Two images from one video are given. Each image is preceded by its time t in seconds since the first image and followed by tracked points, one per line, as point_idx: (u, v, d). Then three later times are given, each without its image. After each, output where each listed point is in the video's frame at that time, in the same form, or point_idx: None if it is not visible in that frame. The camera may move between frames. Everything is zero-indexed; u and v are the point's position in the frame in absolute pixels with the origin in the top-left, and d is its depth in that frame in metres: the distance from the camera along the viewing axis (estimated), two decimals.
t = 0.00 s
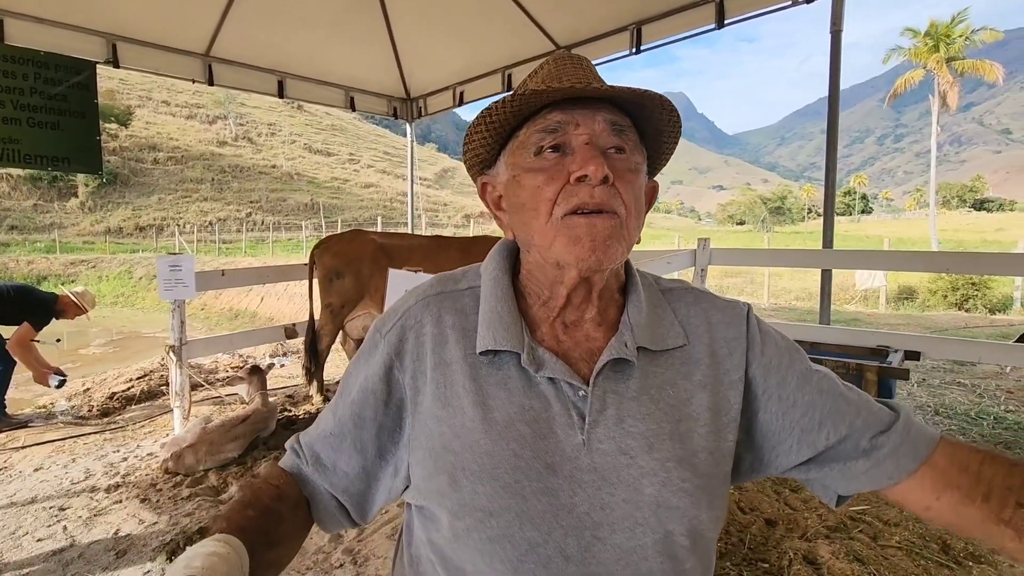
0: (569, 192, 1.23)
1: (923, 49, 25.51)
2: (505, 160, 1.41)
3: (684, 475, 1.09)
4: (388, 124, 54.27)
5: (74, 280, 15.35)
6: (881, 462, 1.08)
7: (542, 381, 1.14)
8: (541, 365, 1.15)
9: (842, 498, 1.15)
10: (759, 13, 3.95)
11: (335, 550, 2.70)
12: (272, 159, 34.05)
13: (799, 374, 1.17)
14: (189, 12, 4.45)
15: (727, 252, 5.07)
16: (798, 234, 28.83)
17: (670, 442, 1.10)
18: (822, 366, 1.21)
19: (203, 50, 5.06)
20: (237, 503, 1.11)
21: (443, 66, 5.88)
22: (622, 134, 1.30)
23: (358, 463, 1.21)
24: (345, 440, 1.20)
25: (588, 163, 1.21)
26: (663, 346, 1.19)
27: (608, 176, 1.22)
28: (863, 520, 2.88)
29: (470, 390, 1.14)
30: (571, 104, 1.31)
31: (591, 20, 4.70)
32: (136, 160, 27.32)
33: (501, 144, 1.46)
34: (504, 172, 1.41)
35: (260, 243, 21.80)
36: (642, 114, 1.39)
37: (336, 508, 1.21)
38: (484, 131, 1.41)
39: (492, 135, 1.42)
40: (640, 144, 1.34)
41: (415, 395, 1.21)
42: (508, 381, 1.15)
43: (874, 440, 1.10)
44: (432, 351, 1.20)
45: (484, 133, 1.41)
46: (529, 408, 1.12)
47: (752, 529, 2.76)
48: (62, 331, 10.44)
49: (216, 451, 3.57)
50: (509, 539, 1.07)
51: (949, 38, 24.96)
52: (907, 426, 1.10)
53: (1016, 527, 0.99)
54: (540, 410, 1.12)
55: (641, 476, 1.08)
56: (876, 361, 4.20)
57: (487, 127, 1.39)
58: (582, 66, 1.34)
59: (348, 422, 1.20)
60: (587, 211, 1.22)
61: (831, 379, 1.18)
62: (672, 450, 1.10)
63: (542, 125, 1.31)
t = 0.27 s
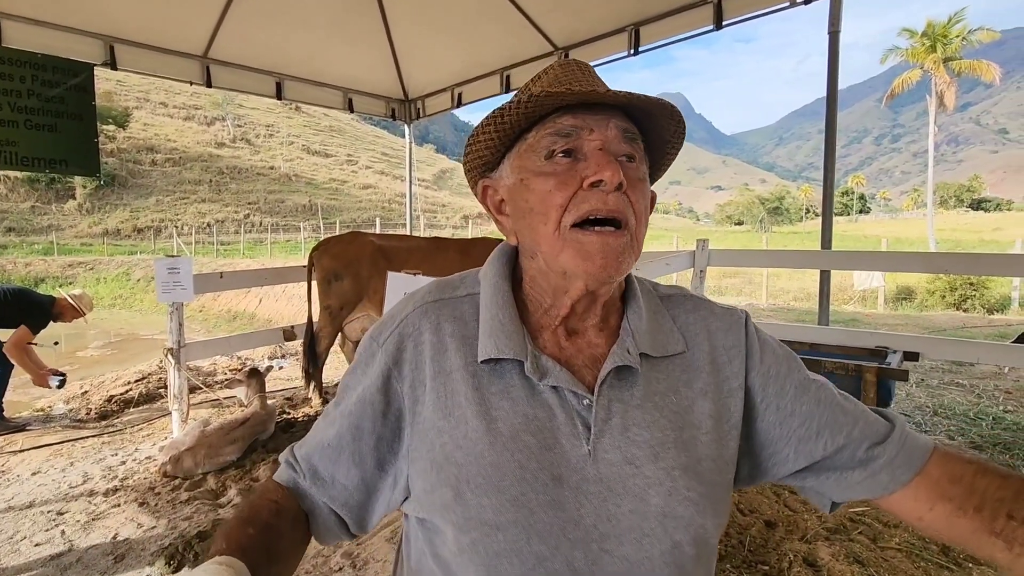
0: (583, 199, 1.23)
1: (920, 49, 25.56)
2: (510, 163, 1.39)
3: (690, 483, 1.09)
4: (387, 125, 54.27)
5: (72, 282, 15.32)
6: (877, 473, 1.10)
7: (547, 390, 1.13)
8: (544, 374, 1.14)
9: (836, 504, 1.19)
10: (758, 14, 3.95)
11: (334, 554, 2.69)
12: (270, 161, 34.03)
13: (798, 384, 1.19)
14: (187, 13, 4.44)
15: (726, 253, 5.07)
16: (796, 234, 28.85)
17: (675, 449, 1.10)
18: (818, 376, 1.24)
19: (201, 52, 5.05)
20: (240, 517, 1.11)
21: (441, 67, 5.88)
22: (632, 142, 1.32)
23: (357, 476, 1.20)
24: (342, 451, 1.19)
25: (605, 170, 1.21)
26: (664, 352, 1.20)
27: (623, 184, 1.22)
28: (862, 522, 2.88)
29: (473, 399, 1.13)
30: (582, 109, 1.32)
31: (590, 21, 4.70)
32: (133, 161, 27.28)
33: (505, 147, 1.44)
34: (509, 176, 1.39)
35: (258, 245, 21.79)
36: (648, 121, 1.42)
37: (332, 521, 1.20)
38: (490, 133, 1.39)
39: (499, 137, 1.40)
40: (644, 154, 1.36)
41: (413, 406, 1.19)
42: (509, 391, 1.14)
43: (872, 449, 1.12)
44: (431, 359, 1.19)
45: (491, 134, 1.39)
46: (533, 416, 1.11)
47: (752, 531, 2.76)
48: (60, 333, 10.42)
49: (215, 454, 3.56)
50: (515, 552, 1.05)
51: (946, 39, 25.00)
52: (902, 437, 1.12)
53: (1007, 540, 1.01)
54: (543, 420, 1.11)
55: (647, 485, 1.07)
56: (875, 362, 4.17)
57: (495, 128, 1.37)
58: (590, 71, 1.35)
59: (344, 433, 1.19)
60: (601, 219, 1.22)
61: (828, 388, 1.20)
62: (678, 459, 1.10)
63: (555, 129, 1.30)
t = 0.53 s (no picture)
0: (586, 212, 1.23)
1: (918, 50, 25.57)
2: (510, 169, 1.38)
3: (689, 497, 1.12)
4: (386, 127, 54.29)
5: (71, 284, 15.32)
6: (874, 480, 1.13)
7: (544, 405, 1.13)
8: (542, 389, 1.14)
9: (830, 509, 1.22)
10: (756, 16, 3.96)
11: (333, 558, 2.69)
12: (269, 162, 34.03)
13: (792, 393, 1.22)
14: (187, 16, 4.45)
15: (725, 254, 5.08)
16: (795, 235, 28.87)
17: (674, 463, 1.13)
18: (813, 382, 1.26)
19: (200, 55, 5.06)
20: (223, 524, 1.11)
21: (440, 69, 5.89)
22: (636, 153, 1.33)
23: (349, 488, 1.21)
24: (331, 463, 1.20)
25: (611, 184, 1.22)
26: (663, 363, 1.21)
27: (627, 198, 1.23)
28: (862, 525, 2.87)
29: (470, 414, 1.13)
30: (587, 116, 1.31)
31: (589, 23, 4.71)
32: (133, 163, 27.29)
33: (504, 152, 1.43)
34: (509, 183, 1.39)
35: (257, 246, 21.78)
36: (651, 129, 1.42)
37: (319, 531, 1.22)
38: (486, 140, 1.37)
39: (498, 144, 1.38)
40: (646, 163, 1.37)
41: (404, 419, 1.18)
42: (508, 405, 1.14)
43: (866, 456, 1.15)
44: (426, 371, 1.18)
45: (490, 139, 1.36)
46: (533, 433, 1.11)
47: (752, 534, 2.76)
48: (59, 335, 10.41)
49: (214, 457, 3.56)
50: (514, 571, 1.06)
51: (944, 39, 25.03)
52: (897, 444, 1.15)
53: (999, 544, 1.04)
54: (543, 435, 1.11)
55: (645, 501, 1.10)
56: (874, 364, 4.15)
57: (494, 137, 1.35)
58: (593, 78, 1.35)
59: (336, 446, 1.19)
60: (604, 233, 1.22)
61: (824, 397, 1.23)
62: (677, 473, 1.12)
63: (558, 137, 1.29)
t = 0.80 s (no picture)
0: (554, 211, 1.22)
1: (918, 51, 25.57)
2: (484, 171, 1.39)
3: (676, 500, 1.12)
4: (386, 128, 54.33)
5: (71, 285, 15.33)
6: (860, 482, 1.14)
7: (527, 406, 1.14)
8: (525, 389, 1.15)
9: (814, 513, 1.23)
10: (756, 17, 3.96)
11: (332, 559, 2.69)
12: (269, 163, 34.05)
13: (780, 395, 1.21)
14: (186, 17, 4.45)
15: (724, 255, 5.07)
16: (795, 236, 28.89)
17: (663, 467, 1.13)
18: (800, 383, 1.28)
19: (200, 55, 5.06)
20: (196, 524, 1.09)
21: (440, 70, 5.89)
22: (607, 149, 1.32)
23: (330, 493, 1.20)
24: (311, 468, 1.19)
25: (576, 181, 1.21)
26: (647, 364, 1.23)
27: (594, 195, 1.22)
28: (862, 526, 2.87)
29: (453, 417, 1.13)
30: (555, 116, 1.31)
31: (588, 23, 4.71)
32: (133, 164, 27.31)
33: (480, 155, 1.45)
34: (483, 186, 1.40)
35: (258, 247, 21.80)
36: (626, 125, 1.41)
37: (300, 539, 1.20)
38: (461, 143, 1.39)
39: (471, 148, 1.40)
40: (625, 159, 1.36)
41: (387, 423, 1.19)
42: (492, 408, 1.15)
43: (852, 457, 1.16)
44: (409, 372, 1.19)
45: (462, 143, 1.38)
46: (516, 435, 1.12)
47: (751, 535, 2.75)
48: (59, 336, 10.41)
49: (213, 458, 3.55)
50: None
51: (944, 40, 25.04)
52: (879, 447, 1.16)
53: (984, 552, 1.05)
54: (527, 438, 1.12)
55: (632, 505, 1.10)
56: (873, 364, 4.14)
57: (467, 139, 1.38)
58: (564, 76, 1.35)
59: (317, 447, 1.19)
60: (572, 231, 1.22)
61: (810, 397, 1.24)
62: (666, 477, 1.12)
63: (525, 139, 1.30)
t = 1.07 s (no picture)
0: (510, 226, 1.25)
1: (919, 54, 25.56)
2: (453, 184, 1.41)
3: (658, 492, 1.14)
4: (387, 129, 54.38)
5: (73, 286, 15.34)
6: (850, 467, 1.13)
7: (509, 402, 1.15)
8: (506, 385, 1.16)
9: (814, 504, 1.21)
10: (756, 18, 3.97)
11: (332, 560, 2.69)
12: (270, 165, 34.09)
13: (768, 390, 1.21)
14: (188, 18, 4.47)
15: (725, 257, 5.07)
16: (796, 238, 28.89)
17: (646, 459, 1.15)
18: (789, 373, 1.28)
19: (202, 56, 5.07)
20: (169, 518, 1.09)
21: (441, 72, 5.90)
22: (570, 154, 1.29)
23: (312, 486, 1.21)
24: (293, 460, 1.20)
25: (528, 198, 1.23)
26: (633, 360, 1.23)
27: (550, 207, 1.23)
28: (862, 528, 2.87)
29: (437, 413, 1.15)
30: (510, 126, 1.29)
31: (589, 25, 4.72)
32: (135, 166, 27.35)
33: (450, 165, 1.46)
34: (454, 197, 1.42)
35: (259, 249, 21.82)
36: (594, 127, 1.36)
37: (277, 538, 1.18)
38: (427, 157, 1.42)
39: (438, 162, 1.43)
40: (595, 160, 1.34)
41: (373, 419, 1.21)
42: (476, 403, 1.16)
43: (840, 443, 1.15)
44: (394, 370, 1.20)
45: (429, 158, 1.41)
46: (499, 430, 1.13)
47: (752, 537, 2.75)
48: (60, 337, 10.42)
49: (214, 459, 3.52)
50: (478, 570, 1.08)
51: (945, 43, 25.03)
52: (866, 429, 1.15)
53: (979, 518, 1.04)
54: (510, 432, 1.13)
55: (614, 498, 1.12)
56: (875, 366, 4.15)
57: (431, 154, 1.40)
58: (525, 77, 1.31)
59: (302, 441, 1.20)
60: (529, 244, 1.24)
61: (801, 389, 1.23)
62: (648, 469, 1.14)
63: (483, 153, 1.30)
